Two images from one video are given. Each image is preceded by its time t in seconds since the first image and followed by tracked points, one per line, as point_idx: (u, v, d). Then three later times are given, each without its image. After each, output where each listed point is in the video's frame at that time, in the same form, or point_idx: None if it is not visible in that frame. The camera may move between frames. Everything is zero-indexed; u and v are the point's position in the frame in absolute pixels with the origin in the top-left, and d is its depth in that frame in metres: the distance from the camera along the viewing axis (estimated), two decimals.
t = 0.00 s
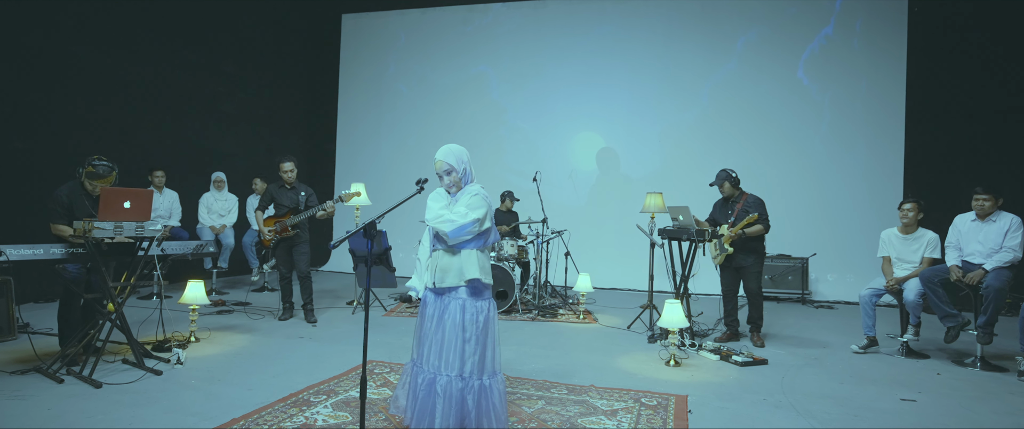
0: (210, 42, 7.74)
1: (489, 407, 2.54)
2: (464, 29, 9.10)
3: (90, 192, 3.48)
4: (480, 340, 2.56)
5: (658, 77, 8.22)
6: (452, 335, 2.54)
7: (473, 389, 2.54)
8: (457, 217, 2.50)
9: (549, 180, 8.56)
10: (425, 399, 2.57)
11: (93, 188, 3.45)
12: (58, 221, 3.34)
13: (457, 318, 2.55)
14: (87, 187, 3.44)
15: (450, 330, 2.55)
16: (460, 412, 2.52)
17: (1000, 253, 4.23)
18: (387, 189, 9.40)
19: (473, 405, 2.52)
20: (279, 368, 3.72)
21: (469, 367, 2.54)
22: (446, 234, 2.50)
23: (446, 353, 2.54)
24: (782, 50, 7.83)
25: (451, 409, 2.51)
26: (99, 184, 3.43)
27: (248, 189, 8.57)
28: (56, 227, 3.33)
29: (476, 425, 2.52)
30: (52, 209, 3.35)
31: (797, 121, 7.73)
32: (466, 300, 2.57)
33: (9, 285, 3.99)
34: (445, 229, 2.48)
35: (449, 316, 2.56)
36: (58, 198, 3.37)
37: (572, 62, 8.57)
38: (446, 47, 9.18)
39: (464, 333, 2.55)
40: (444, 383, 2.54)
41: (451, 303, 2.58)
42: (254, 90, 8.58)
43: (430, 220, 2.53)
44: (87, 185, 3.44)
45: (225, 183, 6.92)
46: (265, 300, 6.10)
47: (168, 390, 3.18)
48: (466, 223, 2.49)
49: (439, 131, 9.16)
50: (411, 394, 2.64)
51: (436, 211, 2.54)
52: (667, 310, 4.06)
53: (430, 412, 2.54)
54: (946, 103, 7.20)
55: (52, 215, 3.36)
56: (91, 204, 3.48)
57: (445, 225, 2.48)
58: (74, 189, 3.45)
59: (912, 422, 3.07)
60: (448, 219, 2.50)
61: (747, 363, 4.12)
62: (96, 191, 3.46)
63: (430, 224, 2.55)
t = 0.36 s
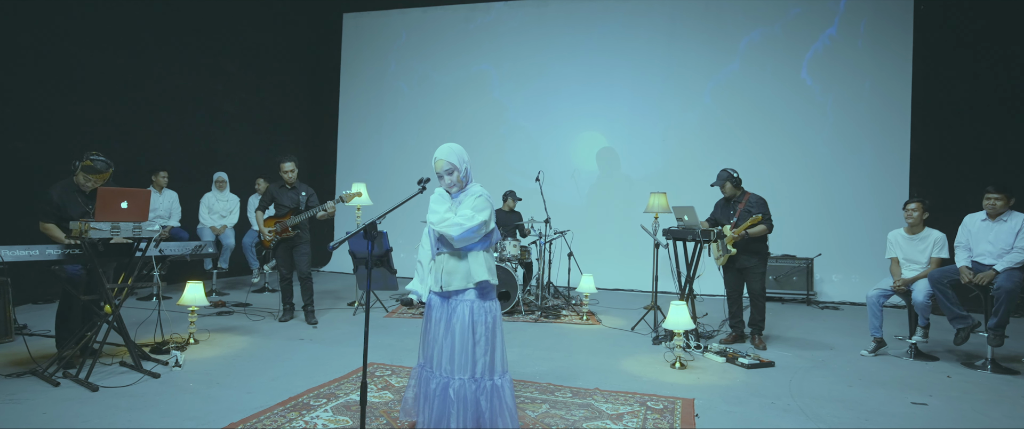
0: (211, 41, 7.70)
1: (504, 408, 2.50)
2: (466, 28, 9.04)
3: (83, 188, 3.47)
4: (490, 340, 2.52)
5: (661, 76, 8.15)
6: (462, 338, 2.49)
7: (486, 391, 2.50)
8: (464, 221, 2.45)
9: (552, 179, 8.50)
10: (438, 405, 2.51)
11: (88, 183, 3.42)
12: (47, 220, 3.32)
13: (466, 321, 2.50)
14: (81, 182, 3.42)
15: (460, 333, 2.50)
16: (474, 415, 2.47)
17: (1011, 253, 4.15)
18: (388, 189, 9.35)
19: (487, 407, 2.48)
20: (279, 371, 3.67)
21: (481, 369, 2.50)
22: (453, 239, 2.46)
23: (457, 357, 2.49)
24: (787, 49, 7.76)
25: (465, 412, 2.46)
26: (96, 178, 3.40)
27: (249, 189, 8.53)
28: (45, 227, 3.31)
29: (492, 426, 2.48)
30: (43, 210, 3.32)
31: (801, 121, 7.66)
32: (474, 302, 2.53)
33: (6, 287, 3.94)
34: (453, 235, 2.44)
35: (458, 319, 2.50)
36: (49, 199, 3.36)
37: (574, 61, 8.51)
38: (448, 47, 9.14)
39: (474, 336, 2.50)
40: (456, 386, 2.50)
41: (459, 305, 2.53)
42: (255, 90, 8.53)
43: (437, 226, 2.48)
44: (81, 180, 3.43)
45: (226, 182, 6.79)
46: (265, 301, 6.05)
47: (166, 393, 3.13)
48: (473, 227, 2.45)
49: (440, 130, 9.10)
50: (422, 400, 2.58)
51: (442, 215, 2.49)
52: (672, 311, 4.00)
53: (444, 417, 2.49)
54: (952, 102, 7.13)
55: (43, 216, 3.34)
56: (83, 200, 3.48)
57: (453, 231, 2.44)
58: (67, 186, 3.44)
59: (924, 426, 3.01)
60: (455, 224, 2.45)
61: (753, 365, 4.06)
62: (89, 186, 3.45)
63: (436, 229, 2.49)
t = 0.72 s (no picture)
0: (209, 40, 7.64)
1: (514, 409, 2.46)
2: (466, 28, 8.99)
3: (71, 188, 3.45)
4: (499, 341, 2.50)
5: (663, 75, 8.09)
6: (471, 339, 2.45)
7: (495, 392, 2.46)
8: (478, 222, 2.40)
9: (552, 179, 8.44)
10: (448, 411, 2.43)
11: (75, 181, 3.43)
12: (37, 222, 3.31)
13: (476, 322, 2.46)
14: (68, 180, 3.40)
15: (469, 335, 2.45)
16: (488, 418, 2.43)
17: (1021, 255, 4.08)
18: (388, 190, 9.29)
19: (498, 409, 2.44)
20: (275, 374, 3.61)
21: (491, 370, 2.47)
22: (467, 240, 2.40)
23: (466, 359, 2.44)
24: (790, 48, 7.69)
25: (478, 415, 2.42)
26: (83, 174, 3.42)
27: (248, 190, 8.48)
28: (36, 228, 3.27)
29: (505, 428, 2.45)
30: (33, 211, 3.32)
31: (804, 120, 7.59)
32: (483, 304, 2.50)
33: None
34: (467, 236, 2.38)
35: (466, 321, 2.46)
36: (39, 200, 3.36)
37: (576, 60, 8.44)
38: (448, 46, 9.08)
39: (483, 337, 2.47)
40: (465, 389, 2.44)
41: (467, 307, 2.49)
42: (254, 89, 8.47)
43: (451, 226, 2.41)
44: (67, 178, 3.40)
45: (225, 182, 6.75)
46: (263, 302, 6.00)
47: (159, 397, 3.07)
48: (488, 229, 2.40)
49: (441, 130, 9.04)
50: (430, 407, 2.49)
51: (456, 214, 2.42)
52: (675, 314, 3.93)
53: (453, 421, 2.42)
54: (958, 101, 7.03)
55: (34, 217, 3.33)
56: (72, 201, 3.47)
57: (468, 232, 2.38)
58: (54, 186, 3.44)
59: None
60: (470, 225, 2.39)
61: (757, 368, 3.99)
62: (77, 183, 3.43)
63: (449, 228, 2.42)
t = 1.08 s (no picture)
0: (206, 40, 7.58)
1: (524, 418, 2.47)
2: (466, 28, 8.91)
3: (59, 189, 3.39)
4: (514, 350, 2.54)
5: (664, 75, 8.00)
6: (489, 345, 2.46)
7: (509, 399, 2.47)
8: (501, 236, 2.44)
9: (552, 180, 8.37)
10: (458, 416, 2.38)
11: (63, 181, 3.35)
12: (24, 225, 3.25)
13: (496, 327, 2.48)
14: (57, 181, 3.34)
15: (488, 339, 2.46)
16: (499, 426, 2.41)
17: None
18: (387, 191, 9.22)
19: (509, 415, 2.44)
20: (267, 381, 3.53)
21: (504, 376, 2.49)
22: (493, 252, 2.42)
23: (482, 364, 2.43)
24: (793, 48, 7.59)
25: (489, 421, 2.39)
26: (72, 173, 3.34)
27: (246, 191, 8.42)
28: (23, 231, 3.21)
29: None
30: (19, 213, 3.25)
31: (806, 121, 7.50)
32: (501, 312, 2.53)
33: None
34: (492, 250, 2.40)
35: (485, 326, 2.47)
36: (25, 202, 3.29)
37: (576, 61, 8.36)
38: (447, 47, 9.01)
39: (500, 343, 2.50)
40: (478, 393, 2.42)
41: (487, 312, 2.51)
42: (251, 89, 8.40)
43: (474, 239, 2.42)
44: (56, 179, 3.34)
45: (220, 184, 6.67)
46: (259, 306, 5.92)
47: (147, 406, 2.99)
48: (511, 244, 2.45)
49: (440, 131, 8.97)
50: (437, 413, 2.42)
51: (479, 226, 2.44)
52: (675, 319, 3.85)
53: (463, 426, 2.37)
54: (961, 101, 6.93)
55: (21, 220, 3.26)
56: (60, 201, 3.40)
57: (495, 245, 2.40)
58: (41, 188, 3.36)
59: None
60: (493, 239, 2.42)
61: (760, 375, 3.91)
62: (66, 184, 3.37)
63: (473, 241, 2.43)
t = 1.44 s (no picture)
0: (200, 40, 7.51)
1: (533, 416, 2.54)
2: (464, 28, 8.84)
3: (45, 193, 3.33)
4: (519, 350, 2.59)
5: (664, 75, 7.92)
6: (494, 347, 2.52)
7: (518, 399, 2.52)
8: (510, 242, 2.46)
9: (551, 181, 8.29)
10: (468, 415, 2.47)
11: (48, 185, 3.28)
12: (10, 229, 3.18)
13: (500, 330, 2.54)
14: (43, 185, 3.27)
15: (493, 342, 2.52)
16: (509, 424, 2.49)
17: None
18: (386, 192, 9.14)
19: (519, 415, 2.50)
20: (257, 388, 3.46)
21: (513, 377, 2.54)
22: (501, 260, 2.45)
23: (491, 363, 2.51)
24: (794, 48, 7.51)
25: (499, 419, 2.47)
26: (57, 178, 3.27)
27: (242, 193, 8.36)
28: (8, 235, 3.14)
29: None
30: (5, 217, 3.19)
31: (808, 122, 7.41)
32: (505, 314, 2.58)
33: None
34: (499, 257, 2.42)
35: (489, 328, 2.53)
36: (10, 206, 3.22)
37: (576, 61, 8.28)
38: (445, 47, 8.94)
39: (506, 345, 2.55)
40: (487, 395, 2.49)
41: (490, 316, 2.56)
42: (248, 90, 8.34)
43: (484, 247, 2.44)
44: (43, 183, 3.27)
45: (215, 185, 6.60)
46: (253, 309, 5.85)
47: (132, 414, 2.92)
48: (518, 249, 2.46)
49: (438, 132, 8.90)
50: (448, 412, 2.50)
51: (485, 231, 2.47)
52: (675, 324, 3.77)
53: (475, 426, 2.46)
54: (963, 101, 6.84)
55: (6, 224, 3.20)
56: (45, 206, 3.33)
57: (503, 253, 2.42)
58: (26, 191, 3.30)
59: None
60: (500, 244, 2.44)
61: (761, 381, 3.83)
62: (52, 188, 3.31)
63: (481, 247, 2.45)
